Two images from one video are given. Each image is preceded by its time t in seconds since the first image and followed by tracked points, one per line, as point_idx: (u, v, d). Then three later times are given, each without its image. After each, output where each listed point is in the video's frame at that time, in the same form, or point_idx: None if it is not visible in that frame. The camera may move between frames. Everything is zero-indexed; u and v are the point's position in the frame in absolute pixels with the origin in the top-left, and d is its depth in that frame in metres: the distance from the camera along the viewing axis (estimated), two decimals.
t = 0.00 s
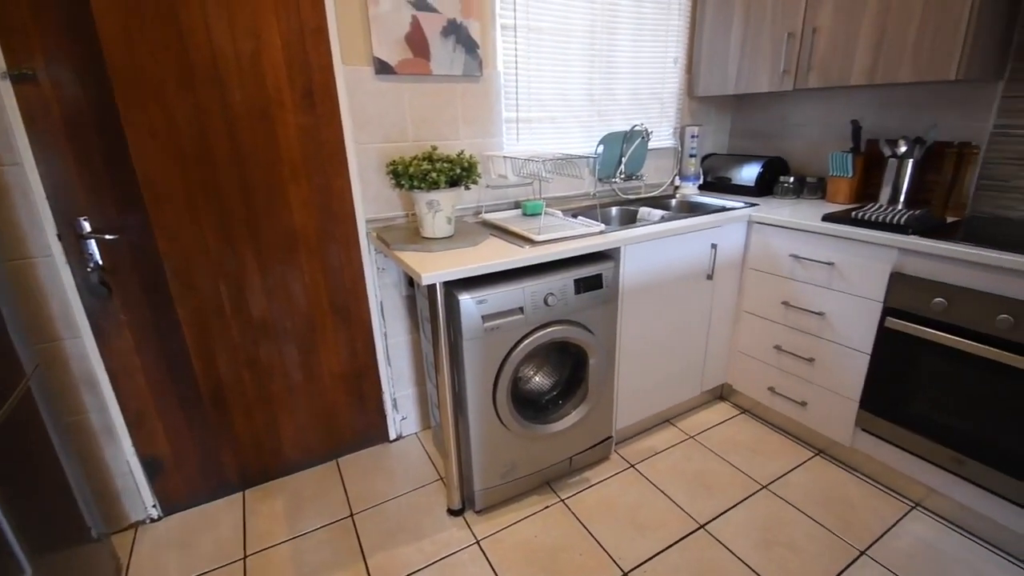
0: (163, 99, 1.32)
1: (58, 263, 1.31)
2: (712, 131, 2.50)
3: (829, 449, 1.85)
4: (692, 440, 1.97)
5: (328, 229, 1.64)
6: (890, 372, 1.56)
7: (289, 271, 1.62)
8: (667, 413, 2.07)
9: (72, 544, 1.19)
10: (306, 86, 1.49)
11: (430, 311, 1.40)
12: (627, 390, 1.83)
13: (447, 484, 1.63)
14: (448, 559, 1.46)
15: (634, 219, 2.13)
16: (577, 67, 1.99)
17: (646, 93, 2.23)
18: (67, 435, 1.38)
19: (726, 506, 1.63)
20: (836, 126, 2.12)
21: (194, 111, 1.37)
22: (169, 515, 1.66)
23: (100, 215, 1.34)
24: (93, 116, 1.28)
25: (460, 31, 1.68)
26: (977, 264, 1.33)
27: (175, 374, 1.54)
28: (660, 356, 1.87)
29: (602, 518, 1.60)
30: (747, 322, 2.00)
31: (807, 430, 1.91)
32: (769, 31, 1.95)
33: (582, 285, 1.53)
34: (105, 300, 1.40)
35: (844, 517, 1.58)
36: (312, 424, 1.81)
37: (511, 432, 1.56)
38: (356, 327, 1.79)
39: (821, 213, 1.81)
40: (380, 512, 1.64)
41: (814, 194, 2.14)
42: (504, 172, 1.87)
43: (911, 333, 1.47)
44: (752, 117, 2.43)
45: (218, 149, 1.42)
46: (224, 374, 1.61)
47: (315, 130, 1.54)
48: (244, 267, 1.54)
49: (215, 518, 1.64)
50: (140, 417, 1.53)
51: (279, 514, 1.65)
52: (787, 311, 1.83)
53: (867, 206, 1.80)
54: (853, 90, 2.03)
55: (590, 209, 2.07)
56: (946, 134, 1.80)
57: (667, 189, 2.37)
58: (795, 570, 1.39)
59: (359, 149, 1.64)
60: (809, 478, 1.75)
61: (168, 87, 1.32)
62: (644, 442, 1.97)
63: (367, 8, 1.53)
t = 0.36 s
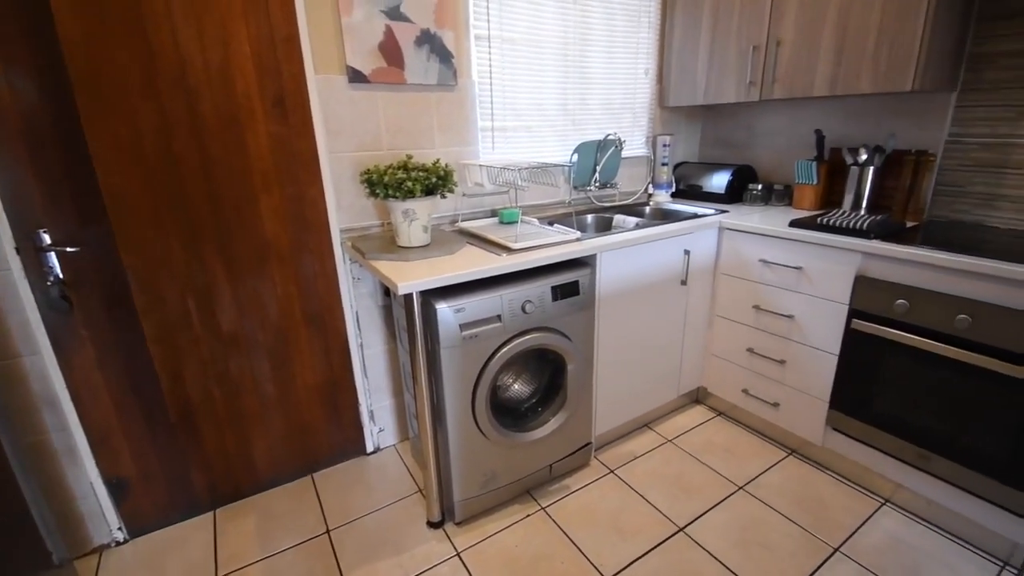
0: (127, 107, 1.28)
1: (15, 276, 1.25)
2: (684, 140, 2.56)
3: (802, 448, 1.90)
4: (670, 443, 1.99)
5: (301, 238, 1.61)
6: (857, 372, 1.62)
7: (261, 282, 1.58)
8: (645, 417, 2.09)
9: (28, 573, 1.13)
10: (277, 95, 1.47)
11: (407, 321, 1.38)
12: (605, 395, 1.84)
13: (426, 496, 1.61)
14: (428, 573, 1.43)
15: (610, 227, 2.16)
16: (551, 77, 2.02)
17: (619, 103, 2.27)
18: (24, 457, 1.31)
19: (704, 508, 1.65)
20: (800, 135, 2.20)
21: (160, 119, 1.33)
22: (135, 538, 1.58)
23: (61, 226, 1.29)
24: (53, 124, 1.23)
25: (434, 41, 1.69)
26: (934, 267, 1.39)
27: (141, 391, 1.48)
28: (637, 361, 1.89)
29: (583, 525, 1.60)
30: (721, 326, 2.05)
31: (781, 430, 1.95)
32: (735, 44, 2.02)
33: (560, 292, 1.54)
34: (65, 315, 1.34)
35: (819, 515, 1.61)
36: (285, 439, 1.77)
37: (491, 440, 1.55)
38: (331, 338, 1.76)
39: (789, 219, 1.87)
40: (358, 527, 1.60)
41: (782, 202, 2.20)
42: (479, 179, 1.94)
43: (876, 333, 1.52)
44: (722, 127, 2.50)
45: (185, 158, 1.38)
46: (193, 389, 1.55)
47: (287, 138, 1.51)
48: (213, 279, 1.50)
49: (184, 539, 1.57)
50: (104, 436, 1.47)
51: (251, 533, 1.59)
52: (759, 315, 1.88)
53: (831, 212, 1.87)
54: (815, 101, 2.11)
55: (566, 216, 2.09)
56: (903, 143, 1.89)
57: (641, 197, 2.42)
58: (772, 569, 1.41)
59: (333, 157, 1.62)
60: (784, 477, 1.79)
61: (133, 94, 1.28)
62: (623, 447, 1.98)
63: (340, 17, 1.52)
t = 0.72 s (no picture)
0: (95, 114, 1.25)
1: None
2: (659, 149, 2.61)
3: (780, 450, 1.93)
4: (652, 448, 2.01)
5: (276, 248, 1.58)
6: (831, 373, 1.66)
7: (235, 293, 1.54)
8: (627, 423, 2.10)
9: None
10: (252, 103, 1.45)
11: (386, 331, 1.37)
12: (587, 402, 1.84)
13: (408, 508, 1.58)
14: None
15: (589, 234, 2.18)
16: (529, 86, 2.04)
17: (596, 112, 2.30)
18: None
19: (687, 512, 1.66)
20: (771, 143, 2.26)
21: (130, 126, 1.29)
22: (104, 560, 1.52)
23: (25, 237, 1.24)
24: (17, 132, 1.19)
25: (412, 50, 1.68)
26: (901, 270, 1.44)
27: (110, 407, 1.43)
28: (618, 367, 1.90)
29: (567, 533, 1.59)
30: (699, 330, 2.08)
31: (758, 432, 1.98)
32: (708, 55, 2.07)
33: (540, 299, 1.54)
34: (29, 330, 1.28)
35: (797, 515, 1.64)
36: (262, 454, 1.72)
37: (473, 450, 1.54)
38: (308, 349, 1.72)
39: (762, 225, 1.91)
40: (338, 543, 1.57)
41: (755, 208, 2.26)
42: (460, 188, 1.94)
43: (848, 335, 1.57)
44: (696, 135, 2.55)
45: (156, 166, 1.35)
46: (164, 405, 1.50)
47: (261, 146, 1.49)
48: (185, 290, 1.46)
49: (155, 561, 1.51)
50: (70, 455, 1.41)
51: (226, 552, 1.54)
52: (735, 319, 1.92)
53: (802, 218, 1.92)
54: (785, 110, 2.17)
55: (545, 224, 2.10)
56: (869, 151, 1.95)
57: (619, 204, 2.45)
58: (754, 571, 1.43)
59: (309, 166, 1.60)
60: (763, 479, 1.81)
61: (101, 101, 1.25)
62: (605, 453, 1.99)
63: (316, 25, 1.51)
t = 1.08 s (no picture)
0: (60, 124, 1.21)
1: None
2: (635, 158, 2.66)
3: (757, 453, 1.96)
4: (633, 454, 2.02)
5: (250, 260, 1.55)
6: (804, 376, 1.69)
7: (208, 306, 1.50)
8: (608, 429, 2.11)
9: None
10: (225, 113, 1.42)
11: (364, 342, 1.35)
12: (568, 409, 1.85)
13: (388, 522, 1.55)
14: None
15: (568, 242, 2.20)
16: (506, 96, 2.05)
17: (573, 122, 2.33)
18: None
19: (668, 517, 1.67)
20: (743, 153, 2.32)
21: (98, 136, 1.26)
22: None
23: None
24: None
25: (388, 60, 1.68)
26: (869, 274, 1.49)
27: (75, 425, 1.37)
28: (598, 374, 1.91)
29: (549, 542, 1.58)
30: (677, 337, 2.10)
31: (736, 436, 2.01)
32: (680, 67, 2.12)
33: (520, 308, 1.54)
34: None
35: (776, 517, 1.67)
36: (236, 471, 1.67)
37: (454, 461, 1.52)
38: (284, 362, 1.69)
39: (736, 233, 1.96)
40: (315, 561, 1.52)
41: (728, 216, 2.32)
42: (438, 198, 1.90)
43: (819, 339, 1.61)
44: (671, 145, 2.61)
45: (125, 177, 1.31)
46: (133, 422, 1.45)
47: (235, 157, 1.46)
48: (155, 304, 1.42)
49: None
50: (32, 477, 1.34)
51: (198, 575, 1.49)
52: (711, 325, 1.95)
53: (774, 226, 1.97)
54: (755, 121, 2.24)
55: (524, 233, 2.11)
56: (835, 160, 2.02)
57: (597, 213, 2.48)
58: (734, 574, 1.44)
59: (284, 176, 1.58)
60: (742, 482, 1.84)
61: (67, 111, 1.21)
62: (587, 460, 1.99)
63: (291, 35, 1.50)
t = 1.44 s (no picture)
0: (24, 133, 1.17)
1: None
2: (613, 168, 2.70)
3: (736, 457, 1.99)
4: (615, 461, 2.02)
5: (224, 271, 1.52)
6: (780, 380, 1.73)
7: (179, 319, 1.46)
8: (589, 437, 2.11)
9: None
10: (198, 122, 1.40)
11: (342, 353, 1.33)
12: (549, 418, 1.84)
13: (367, 538, 1.52)
14: None
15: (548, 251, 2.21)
16: (484, 107, 2.07)
17: (551, 133, 2.36)
18: None
19: (650, 524, 1.68)
20: (717, 163, 2.38)
21: (65, 145, 1.22)
22: None
23: None
24: None
25: (366, 71, 1.68)
26: (839, 280, 1.53)
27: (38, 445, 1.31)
28: (579, 382, 1.92)
29: (532, 552, 1.57)
30: (656, 344, 2.13)
31: (716, 441, 2.03)
32: (655, 80, 2.17)
33: (500, 317, 1.54)
34: None
35: (755, 521, 1.68)
36: (209, 489, 1.62)
37: (435, 473, 1.50)
38: (259, 376, 1.65)
39: (711, 241, 2.00)
40: None
41: (704, 224, 2.37)
42: (417, 208, 1.92)
43: (794, 344, 1.65)
44: (647, 155, 2.65)
45: (93, 187, 1.27)
46: (100, 441, 1.40)
47: (208, 166, 1.43)
48: (124, 318, 1.38)
49: None
50: None
51: None
52: (689, 331, 1.98)
53: (748, 233, 2.02)
54: (728, 132, 2.30)
55: (503, 242, 2.11)
56: (805, 170, 2.09)
57: (576, 222, 2.50)
58: None
59: (259, 186, 1.55)
60: (722, 487, 1.85)
61: (32, 119, 1.18)
62: (569, 469, 1.99)
63: (266, 44, 1.48)
